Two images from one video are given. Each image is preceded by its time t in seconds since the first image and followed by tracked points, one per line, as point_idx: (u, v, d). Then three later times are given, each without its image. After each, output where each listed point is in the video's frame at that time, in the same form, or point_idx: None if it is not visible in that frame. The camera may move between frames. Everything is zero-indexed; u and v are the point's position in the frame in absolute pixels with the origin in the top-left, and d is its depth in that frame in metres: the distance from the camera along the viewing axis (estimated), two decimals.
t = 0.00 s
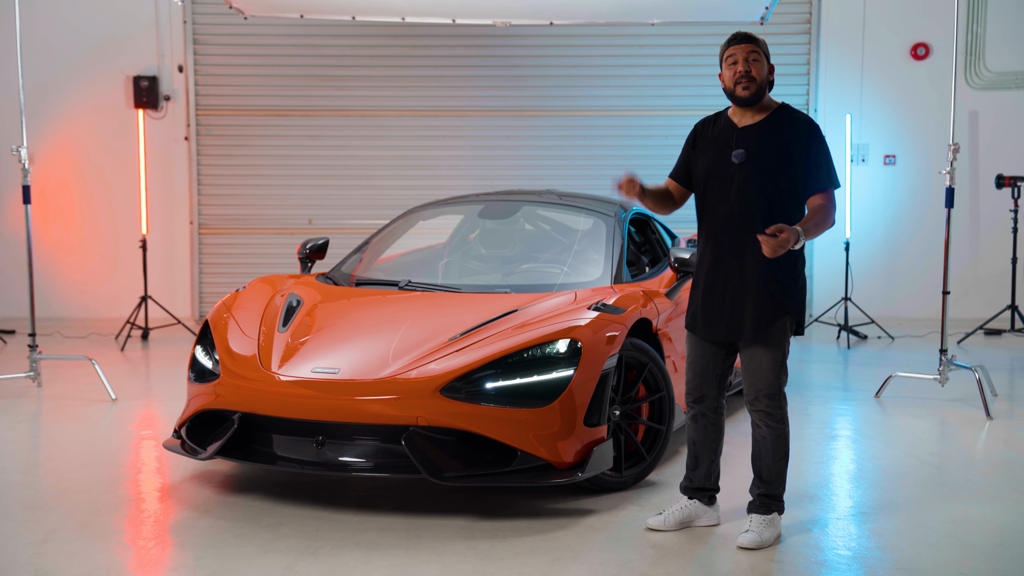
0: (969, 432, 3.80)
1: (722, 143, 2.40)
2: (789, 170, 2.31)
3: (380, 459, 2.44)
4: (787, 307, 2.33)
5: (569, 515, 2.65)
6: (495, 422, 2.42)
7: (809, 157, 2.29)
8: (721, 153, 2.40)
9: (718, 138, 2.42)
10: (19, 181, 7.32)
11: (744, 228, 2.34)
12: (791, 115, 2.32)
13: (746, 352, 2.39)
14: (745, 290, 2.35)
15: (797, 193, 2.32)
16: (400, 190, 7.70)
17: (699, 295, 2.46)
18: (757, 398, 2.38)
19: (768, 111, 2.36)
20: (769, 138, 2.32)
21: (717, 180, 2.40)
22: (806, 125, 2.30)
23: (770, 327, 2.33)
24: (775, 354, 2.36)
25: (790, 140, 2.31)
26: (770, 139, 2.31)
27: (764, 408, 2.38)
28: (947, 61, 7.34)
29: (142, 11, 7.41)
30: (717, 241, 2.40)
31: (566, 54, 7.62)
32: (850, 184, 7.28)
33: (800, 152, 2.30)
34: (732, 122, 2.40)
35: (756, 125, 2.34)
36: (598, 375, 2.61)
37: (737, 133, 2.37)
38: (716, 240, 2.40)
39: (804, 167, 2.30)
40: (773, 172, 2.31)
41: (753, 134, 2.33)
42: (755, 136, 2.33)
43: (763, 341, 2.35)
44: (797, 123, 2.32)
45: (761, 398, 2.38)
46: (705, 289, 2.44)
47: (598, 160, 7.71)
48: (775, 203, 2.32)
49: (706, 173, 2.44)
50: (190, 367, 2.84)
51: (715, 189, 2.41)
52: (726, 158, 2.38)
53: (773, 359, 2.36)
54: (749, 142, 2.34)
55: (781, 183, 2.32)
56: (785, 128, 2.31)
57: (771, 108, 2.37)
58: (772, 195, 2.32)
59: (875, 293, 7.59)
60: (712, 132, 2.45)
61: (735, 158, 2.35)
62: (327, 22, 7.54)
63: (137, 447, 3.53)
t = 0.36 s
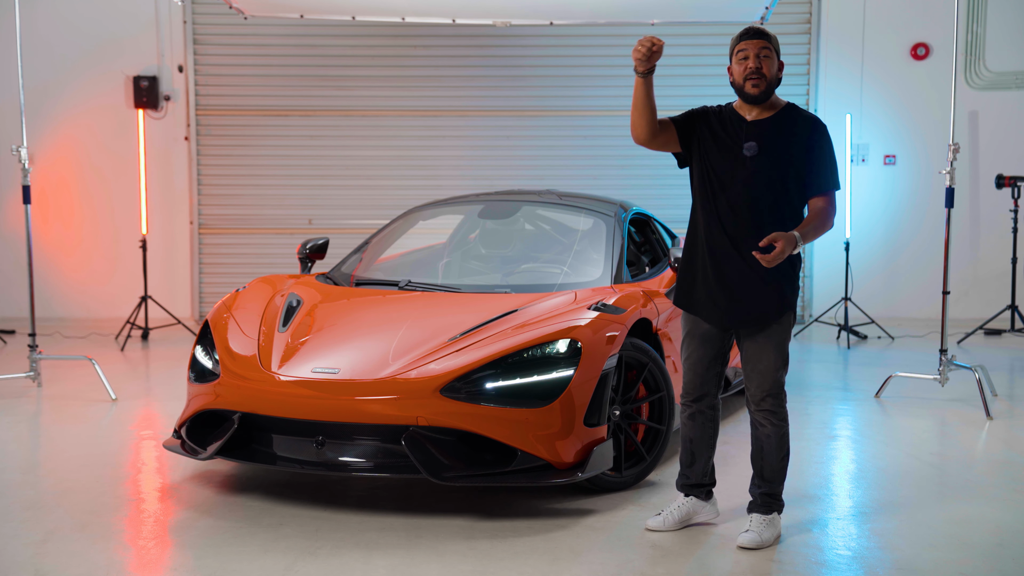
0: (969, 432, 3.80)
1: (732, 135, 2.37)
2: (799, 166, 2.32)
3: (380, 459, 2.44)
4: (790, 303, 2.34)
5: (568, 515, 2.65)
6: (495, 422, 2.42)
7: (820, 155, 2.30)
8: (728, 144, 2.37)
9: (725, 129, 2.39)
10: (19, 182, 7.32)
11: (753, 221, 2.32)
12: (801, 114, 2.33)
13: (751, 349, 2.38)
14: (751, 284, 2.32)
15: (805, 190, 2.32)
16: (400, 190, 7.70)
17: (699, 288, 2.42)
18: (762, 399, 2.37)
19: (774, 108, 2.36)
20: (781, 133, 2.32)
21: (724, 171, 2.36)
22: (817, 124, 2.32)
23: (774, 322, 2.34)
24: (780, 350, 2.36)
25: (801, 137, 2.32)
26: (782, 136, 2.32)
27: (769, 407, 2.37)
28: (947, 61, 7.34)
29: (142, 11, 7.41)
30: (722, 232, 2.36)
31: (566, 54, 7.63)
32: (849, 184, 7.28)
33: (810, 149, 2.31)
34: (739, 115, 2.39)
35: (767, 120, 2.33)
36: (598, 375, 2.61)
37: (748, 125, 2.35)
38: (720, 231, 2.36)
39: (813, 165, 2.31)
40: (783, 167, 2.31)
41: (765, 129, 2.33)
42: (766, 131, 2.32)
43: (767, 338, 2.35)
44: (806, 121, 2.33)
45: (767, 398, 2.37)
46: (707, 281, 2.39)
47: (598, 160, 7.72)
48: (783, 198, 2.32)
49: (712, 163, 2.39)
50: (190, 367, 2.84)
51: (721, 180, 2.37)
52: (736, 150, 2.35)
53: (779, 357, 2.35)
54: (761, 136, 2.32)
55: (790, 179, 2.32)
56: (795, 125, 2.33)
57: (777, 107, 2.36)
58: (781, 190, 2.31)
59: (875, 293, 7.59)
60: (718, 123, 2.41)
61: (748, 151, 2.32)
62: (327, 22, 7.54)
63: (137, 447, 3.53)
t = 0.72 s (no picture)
0: (969, 432, 3.80)
1: (743, 141, 2.34)
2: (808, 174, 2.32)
3: (380, 459, 2.44)
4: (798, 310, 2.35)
5: (569, 515, 2.65)
6: (495, 422, 2.42)
7: (829, 162, 2.30)
8: (739, 150, 2.34)
9: (735, 132, 2.35)
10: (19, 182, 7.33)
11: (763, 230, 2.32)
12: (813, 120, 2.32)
13: (756, 350, 2.37)
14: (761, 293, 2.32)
15: (812, 197, 2.32)
16: (400, 190, 7.70)
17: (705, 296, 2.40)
18: (767, 398, 2.38)
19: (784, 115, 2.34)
20: (791, 141, 2.31)
21: (736, 180, 2.35)
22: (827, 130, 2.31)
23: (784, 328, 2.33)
24: (786, 352, 2.36)
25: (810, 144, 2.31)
26: (793, 144, 2.31)
27: (773, 406, 2.38)
28: (947, 61, 7.34)
29: (142, 11, 7.41)
30: (732, 242, 2.35)
31: (566, 54, 7.63)
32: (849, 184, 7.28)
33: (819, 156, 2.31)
34: (748, 118, 2.35)
35: (779, 126, 2.32)
36: (598, 375, 2.61)
37: (758, 132, 2.33)
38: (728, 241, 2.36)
39: (827, 172, 2.30)
40: (793, 176, 2.31)
41: (777, 136, 2.31)
42: (778, 138, 2.31)
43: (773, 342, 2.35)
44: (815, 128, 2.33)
45: (770, 397, 2.37)
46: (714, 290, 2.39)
47: (598, 160, 7.72)
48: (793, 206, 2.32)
49: (721, 170, 2.37)
50: (190, 367, 2.84)
51: (732, 187, 2.36)
52: (748, 157, 2.33)
53: (784, 356, 2.35)
54: (773, 144, 2.31)
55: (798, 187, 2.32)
56: (801, 131, 2.32)
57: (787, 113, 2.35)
58: (790, 198, 2.32)
59: (875, 293, 7.59)
60: (726, 124, 2.37)
61: (760, 160, 2.31)
62: (327, 22, 7.54)
63: (137, 447, 3.53)
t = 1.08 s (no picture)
0: (969, 432, 3.80)
1: (744, 140, 2.34)
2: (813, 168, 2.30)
3: (379, 459, 2.44)
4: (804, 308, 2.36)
5: (569, 515, 2.65)
6: (495, 422, 2.42)
7: (833, 158, 2.28)
8: (741, 150, 2.34)
9: (737, 134, 2.36)
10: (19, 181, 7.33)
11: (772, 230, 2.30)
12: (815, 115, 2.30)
13: (761, 351, 2.38)
14: (771, 294, 2.31)
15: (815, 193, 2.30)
16: (400, 190, 7.70)
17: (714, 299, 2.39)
18: (769, 399, 2.38)
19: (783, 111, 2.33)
20: (793, 139, 2.30)
21: (740, 179, 2.33)
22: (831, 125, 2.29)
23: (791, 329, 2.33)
24: (791, 352, 2.37)
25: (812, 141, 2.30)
26: (794, 138, 2.30)
27: (775, 407, 2.38)
28: (947, 61, 7.34)
29: (142, 11, 7.41)
30: (742, 242, 2.33)
31: (566, 54, 7.63)
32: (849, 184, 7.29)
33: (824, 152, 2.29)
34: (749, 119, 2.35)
35: (781, 124, 2.31)
36: (598, 375, 2.61)
37: (760, 131, 2.32)
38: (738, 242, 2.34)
39: (831, 168, 2.27)
40: (796, 172, 2.29)
41: (777, 132, 2.30)
42: (779, 135, 2.30)
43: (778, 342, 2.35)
44: (816, 122, 2.31)
45: (773, 398, 2.38)
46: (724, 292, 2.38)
47: (598, 160, 7.72)
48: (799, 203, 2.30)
49: (726, 170, 2.36)
50: (190, 367, 2.84)
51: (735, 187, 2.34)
52: (749, 156, 2.32)
53: (787, 357, 2.36)
54: (773, 141, 2.30)
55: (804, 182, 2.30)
56: (805, 129, 2.30)
57: (786, 109, 2.34)
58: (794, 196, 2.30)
59: (875, 293, 7.59)
60: (729, 128, 2.38)
61: (761, 157, 2.30)
62: (327, 22, 7.54)
63: (137, 447, 3.53)
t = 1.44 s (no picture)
0: (969, 432, 3.80)
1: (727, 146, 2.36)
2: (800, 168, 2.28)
3: (380, 459, 2.44)
4: (801, 310, 2.34)
5: (569, 515, 2.65)
6: (495, 422, 2.42)
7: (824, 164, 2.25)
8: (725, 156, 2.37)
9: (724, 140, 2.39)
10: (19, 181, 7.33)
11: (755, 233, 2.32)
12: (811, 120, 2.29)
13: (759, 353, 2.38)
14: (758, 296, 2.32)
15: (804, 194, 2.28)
16: (400, 190, 7.70)
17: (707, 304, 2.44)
18: (768, 399, 2.38)
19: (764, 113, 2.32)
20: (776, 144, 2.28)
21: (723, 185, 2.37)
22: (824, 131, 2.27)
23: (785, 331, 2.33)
24: (788, 354, 2.36)
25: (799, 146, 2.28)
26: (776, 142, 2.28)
27: (774, 407, 2.38)
28: (947, 61, 7.34)
29: (142, 11, 7.41)
30: (727, 248, 2.37)
31: (566, 54, 7.63)
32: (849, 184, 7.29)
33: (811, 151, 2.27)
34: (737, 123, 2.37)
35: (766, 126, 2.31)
36: (598, 375, 2.61)
37: (745, 136, 2.34)
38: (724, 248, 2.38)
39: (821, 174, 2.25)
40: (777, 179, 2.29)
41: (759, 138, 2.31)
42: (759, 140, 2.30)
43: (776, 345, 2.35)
44: (803, 122, 2.29)
45: (772, 398, 2.38)
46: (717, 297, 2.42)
47: (598, 160, 7.72)
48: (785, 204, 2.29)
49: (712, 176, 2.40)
50: (190, 367, 2.84)
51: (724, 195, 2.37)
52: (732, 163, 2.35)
53: (786, 358, 2.35)
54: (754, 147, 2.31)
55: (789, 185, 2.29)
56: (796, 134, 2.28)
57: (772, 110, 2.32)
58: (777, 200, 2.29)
59: (875, 292, 7.59)
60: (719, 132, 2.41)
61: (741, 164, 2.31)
62: (327, 22, 7.54)
63: (137, 447, 3.53)
